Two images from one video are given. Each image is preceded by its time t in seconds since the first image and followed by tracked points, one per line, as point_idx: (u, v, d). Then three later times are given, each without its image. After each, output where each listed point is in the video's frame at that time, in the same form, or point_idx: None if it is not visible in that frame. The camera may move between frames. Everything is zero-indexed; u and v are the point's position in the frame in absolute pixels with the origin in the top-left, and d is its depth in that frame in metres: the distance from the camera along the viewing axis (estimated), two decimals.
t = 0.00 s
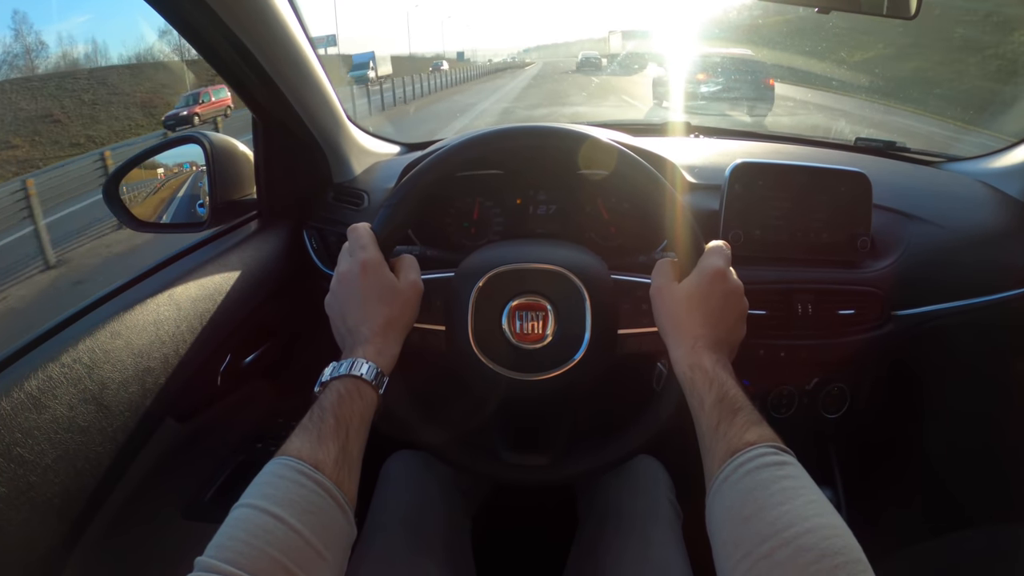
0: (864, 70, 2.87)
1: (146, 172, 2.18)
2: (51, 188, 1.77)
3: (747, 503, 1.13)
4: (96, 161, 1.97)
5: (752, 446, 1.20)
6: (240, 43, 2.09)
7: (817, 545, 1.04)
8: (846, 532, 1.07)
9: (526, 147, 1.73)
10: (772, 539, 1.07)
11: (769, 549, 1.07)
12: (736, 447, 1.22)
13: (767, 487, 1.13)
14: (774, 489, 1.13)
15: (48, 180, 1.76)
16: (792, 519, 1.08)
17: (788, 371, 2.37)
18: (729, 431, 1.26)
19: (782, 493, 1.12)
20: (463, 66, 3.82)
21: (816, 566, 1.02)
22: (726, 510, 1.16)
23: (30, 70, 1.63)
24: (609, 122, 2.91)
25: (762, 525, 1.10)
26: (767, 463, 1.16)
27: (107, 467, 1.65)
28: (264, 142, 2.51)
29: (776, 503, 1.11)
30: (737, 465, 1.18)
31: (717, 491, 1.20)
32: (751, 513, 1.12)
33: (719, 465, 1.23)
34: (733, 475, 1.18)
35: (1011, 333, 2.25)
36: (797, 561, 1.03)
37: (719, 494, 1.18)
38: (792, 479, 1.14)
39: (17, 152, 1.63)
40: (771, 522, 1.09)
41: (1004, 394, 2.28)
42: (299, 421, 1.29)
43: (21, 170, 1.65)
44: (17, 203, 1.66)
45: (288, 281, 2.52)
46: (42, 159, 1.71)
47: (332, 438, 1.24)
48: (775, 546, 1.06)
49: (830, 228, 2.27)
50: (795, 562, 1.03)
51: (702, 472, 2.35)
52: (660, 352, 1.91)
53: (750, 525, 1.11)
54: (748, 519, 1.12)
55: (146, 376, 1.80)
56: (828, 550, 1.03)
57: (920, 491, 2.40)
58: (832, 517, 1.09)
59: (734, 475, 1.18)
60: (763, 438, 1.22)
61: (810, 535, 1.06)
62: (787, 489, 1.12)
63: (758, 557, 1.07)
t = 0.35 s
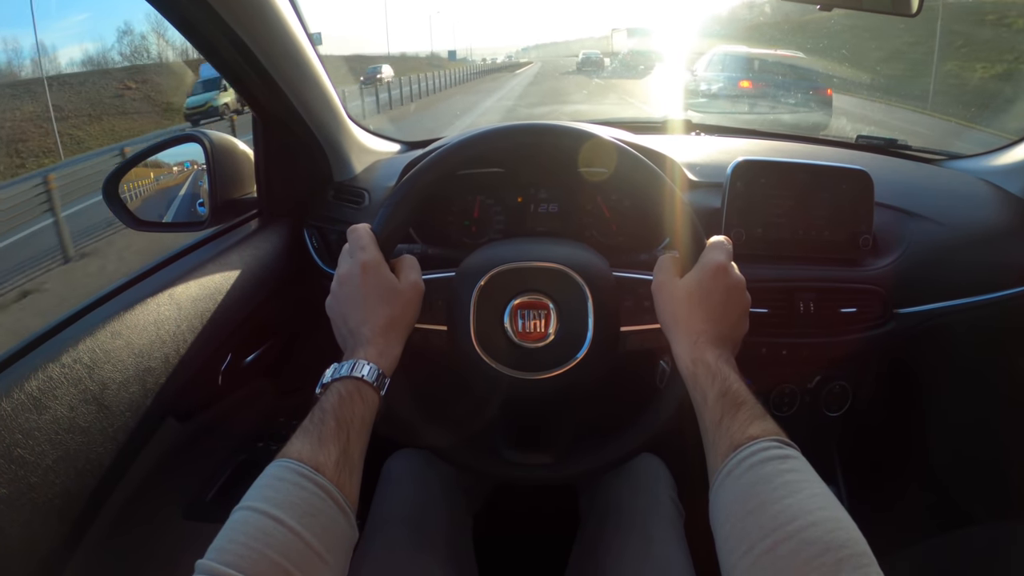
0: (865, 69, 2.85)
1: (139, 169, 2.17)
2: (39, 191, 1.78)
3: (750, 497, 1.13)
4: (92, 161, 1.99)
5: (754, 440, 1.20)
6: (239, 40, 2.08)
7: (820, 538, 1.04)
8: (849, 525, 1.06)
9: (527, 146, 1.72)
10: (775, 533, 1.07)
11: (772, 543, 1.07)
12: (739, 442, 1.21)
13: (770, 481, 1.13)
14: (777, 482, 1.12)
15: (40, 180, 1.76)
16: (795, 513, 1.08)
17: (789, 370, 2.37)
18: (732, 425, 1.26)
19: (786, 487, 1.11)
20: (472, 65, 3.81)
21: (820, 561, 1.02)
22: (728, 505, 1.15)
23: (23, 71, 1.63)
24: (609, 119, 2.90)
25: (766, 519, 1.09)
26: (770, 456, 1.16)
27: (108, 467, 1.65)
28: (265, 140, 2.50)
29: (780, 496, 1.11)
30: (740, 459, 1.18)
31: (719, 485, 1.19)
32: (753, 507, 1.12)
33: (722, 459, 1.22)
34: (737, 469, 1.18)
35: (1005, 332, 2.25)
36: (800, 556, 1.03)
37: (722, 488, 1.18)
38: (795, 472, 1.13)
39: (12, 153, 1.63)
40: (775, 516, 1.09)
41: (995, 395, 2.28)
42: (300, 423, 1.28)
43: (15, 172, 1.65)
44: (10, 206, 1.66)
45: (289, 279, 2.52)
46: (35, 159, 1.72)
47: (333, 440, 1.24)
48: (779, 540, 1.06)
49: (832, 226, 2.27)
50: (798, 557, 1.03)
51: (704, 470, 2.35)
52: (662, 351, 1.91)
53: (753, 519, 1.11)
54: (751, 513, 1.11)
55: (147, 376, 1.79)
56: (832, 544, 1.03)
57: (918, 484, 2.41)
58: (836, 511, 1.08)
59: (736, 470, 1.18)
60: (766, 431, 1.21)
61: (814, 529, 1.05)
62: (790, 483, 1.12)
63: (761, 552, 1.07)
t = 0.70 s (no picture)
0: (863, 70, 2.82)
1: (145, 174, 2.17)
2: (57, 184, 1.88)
3: (750, 496, 1.14)
4: (96, 164, 2.02)
5: (754, 439, 1.21)
6: (239, 43, 2.09)
7: (819, 536, 1.05)
8: (849, 522, 1.08)
9: (530, 150, 1.73)
10: (775, 531, 1.09)
11: (772, 541, 1.08)
12: (739, 441, 1.23)
13: (770, 479, 1.14)
14: (777, 481, 1.14)
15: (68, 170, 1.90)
16: (794, 511, 1.09)
17: (789, 371, 2.39)
18: (732, 425, 1.27)
19: (785, 485, 1.13)
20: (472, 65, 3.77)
21: (819, 557, 1.03)
22: (730, 504, 1.17)
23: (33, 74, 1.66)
24: (610, 122, 2.91)
25: (766, 518, 1.11)
26: (770, 455, 1.17)
27: (114, 470, 1.66)
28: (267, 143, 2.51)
29: (779, 495, 1.12)
30: (740, 459, 1.19)
31: (720, 485, 1.21)
32: (754, 505, 1.13)
33: (722, 460, 1.24)
34: (737, 469, 1.19)
35: (1001, 331, 2.28)
36: (799, 552, 1.04)
37: (723, 487, 1.20)
38: (794, 470, 1.15)
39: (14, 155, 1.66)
40: (775, 514, 1.10)
41: (996, 394, 2.30)
42: (305, 426, 1.29)
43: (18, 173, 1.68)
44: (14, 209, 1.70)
45: (292, 282, 2.53)
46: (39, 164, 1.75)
47: (338, 443, 1.25)
48: (779, 538, 1.07)
49: (831, 228, 2.29)
50: (798, 553, 1.05)
51: (705, 470, 2.36)
52: (663, 352, 1.92)
53: (754, 517, 1.12)
54: (751, 511, 1.13)
55: (152, 380, 1.80)
56: (831, 541, 1.04)
57: (918, 483, 2.42)
58: (834, 508, 1.10)
59: (737, 470, 1.19)
60: (766, 431, 1.23)
61: (813, 526, 1.07)
62: (790, 481, 1.13)
63: (761, 551, 1.08)
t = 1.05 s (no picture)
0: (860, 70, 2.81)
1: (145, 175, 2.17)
2: (84, 176, 1.94)
3: (749, 498, 1.14)
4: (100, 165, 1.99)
5: (754, 441, 1.21)
6: (236, 43, 2.09)
7: (818, 539, 1.05)
8: (847, 524, 1.08)
9: (528, 151, 1.73)
10: (773, 534, 1.09)
11: (771, 543, 1.08)
12: (738, 442, 1.23)
13: (768, 481, 1.14)
14: (776, 483, 1.14)
15: (92, 162, 1.95)
16: (793, 513, 1.10)
17: (787, 370, 2.39)
18: (730, 426, 1.27)
19: (784, 487, 1.13)
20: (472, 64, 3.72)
21: (818, 560, 1.03)
22: (728, 506, 1.17)
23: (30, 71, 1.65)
24: (608, 121, 2.92)
25: (765, 520, 1.11)
26: (769, 458, 1.17)
27: (114, 471, 1.67)
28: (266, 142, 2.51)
29: (778, 497, 1.12)
30: (740, 460, 1.19)
31: (719, 486, 1.21)
32: (753, 508, 1.13)
33: (721, 460, 1.24)
34: (735, 470, 1.19)
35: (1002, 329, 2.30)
36: (798, 555, 1.05)
37: (721, 490, 1.20)
38: (793, 473, 1.15)
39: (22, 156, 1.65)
40: (774, 516, 1.11)
41: (996, 392, 2.32)
42: (304, 425, 1.30)
43: (28, 171, 1.67)
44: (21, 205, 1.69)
45: (290, 283, 2.53)
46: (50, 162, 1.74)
47: (337, 443, 1.25)
48: (777, 541, 1.08)
49: (830, 227, 2.29)
50: (797, 556, 1.05)
51: (704, 470, 2.36)
52: (661, 352, 1.92)
53: (752, 520, 1.12)
54: (750, 514, 1.13)
55: (150, 381, 1.81)
56: (829, 545, 1.04)
57: (916, 481, 2.43)
58: (834, 511, 1.10)
59: (735, 471, 1.19)
60: (765, 433, 1.23)
61: (812, 529, 1.07)
62: (788, 484, 1.13)
63: (760, 552, 1.09)
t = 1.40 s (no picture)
0: (858, 69, 2.79)
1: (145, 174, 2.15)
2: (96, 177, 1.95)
3: (747, 497, 1.15)
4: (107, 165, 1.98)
5: (752, 440, 1.22)
6: (234, 43, 2.09)
7: (817, 537, 1.06)
8: (845, 523, 1.09)
9: (526, 150, 1.73)
10: (772, 532, 1.09)
11: (769, 542, 1.08)
12: (737, 441, 1.23)
13: (767, 479, 1.15)
14: (775, 482, 1.14)
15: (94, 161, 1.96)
16: (792, 512, 1.10)
17: (786, 369, 2.39)
18: (729, 425, 1.28)
19: (782, 486, 1.13)
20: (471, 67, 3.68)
21: (817, 558, 1.04)
22: (726, 505, 1.17)
23: (35, 72, 1.67)
24: (607, 121, 2.92)
25: (763, 518, 1.11)
26: (768, 456, 1.18)
27: (114, 470, 1.67)
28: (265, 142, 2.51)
29: (777, 496, 1.12)
30: (738, 459, 1.19)
31: (718, 484, 1.21)
32: (751, 506, 1.14)
33: (720, 459, 1.24)
34: (734, 469, 1.19)
35: (1002, 333, 2.27)
36: (797, 553, 1.05)
37: (720, 488, 1.20)
38: (792, 472, 1.15)
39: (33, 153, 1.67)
40: (772, 515, 1.11)
41: (996, 389, 2.28)
42: (302, 424, 1.30)
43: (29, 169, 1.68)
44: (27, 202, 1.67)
45: (289, 283, 2.54)
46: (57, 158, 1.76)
47: (336, 442, 1.25)
48: (776, 540, 1.08)
49: (829, 226, 2.29)
50: (795, 554, 1.05)
51: (703, 469, 2.37)
52: (660, 352, 1.93)
53: (751, 518, 1.12)
54: (749, 513, 1.13)
55: (150, 381, 1.81)
56: (828, 543, 1.04)
57: (916, 480, 2.43)
58: (832, 510, 1.10)
59: (734, 469, 1.20)
60: (764, 432, 1.23)
61: (811, 528, 1.07)
62: (787, 482, 1.14)
63: (758, 551, 1.09)
